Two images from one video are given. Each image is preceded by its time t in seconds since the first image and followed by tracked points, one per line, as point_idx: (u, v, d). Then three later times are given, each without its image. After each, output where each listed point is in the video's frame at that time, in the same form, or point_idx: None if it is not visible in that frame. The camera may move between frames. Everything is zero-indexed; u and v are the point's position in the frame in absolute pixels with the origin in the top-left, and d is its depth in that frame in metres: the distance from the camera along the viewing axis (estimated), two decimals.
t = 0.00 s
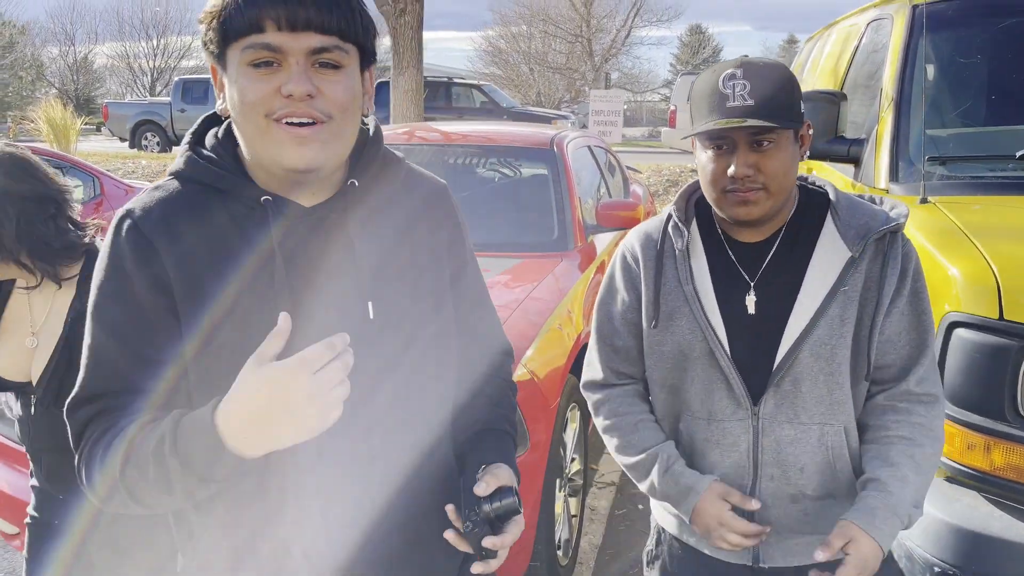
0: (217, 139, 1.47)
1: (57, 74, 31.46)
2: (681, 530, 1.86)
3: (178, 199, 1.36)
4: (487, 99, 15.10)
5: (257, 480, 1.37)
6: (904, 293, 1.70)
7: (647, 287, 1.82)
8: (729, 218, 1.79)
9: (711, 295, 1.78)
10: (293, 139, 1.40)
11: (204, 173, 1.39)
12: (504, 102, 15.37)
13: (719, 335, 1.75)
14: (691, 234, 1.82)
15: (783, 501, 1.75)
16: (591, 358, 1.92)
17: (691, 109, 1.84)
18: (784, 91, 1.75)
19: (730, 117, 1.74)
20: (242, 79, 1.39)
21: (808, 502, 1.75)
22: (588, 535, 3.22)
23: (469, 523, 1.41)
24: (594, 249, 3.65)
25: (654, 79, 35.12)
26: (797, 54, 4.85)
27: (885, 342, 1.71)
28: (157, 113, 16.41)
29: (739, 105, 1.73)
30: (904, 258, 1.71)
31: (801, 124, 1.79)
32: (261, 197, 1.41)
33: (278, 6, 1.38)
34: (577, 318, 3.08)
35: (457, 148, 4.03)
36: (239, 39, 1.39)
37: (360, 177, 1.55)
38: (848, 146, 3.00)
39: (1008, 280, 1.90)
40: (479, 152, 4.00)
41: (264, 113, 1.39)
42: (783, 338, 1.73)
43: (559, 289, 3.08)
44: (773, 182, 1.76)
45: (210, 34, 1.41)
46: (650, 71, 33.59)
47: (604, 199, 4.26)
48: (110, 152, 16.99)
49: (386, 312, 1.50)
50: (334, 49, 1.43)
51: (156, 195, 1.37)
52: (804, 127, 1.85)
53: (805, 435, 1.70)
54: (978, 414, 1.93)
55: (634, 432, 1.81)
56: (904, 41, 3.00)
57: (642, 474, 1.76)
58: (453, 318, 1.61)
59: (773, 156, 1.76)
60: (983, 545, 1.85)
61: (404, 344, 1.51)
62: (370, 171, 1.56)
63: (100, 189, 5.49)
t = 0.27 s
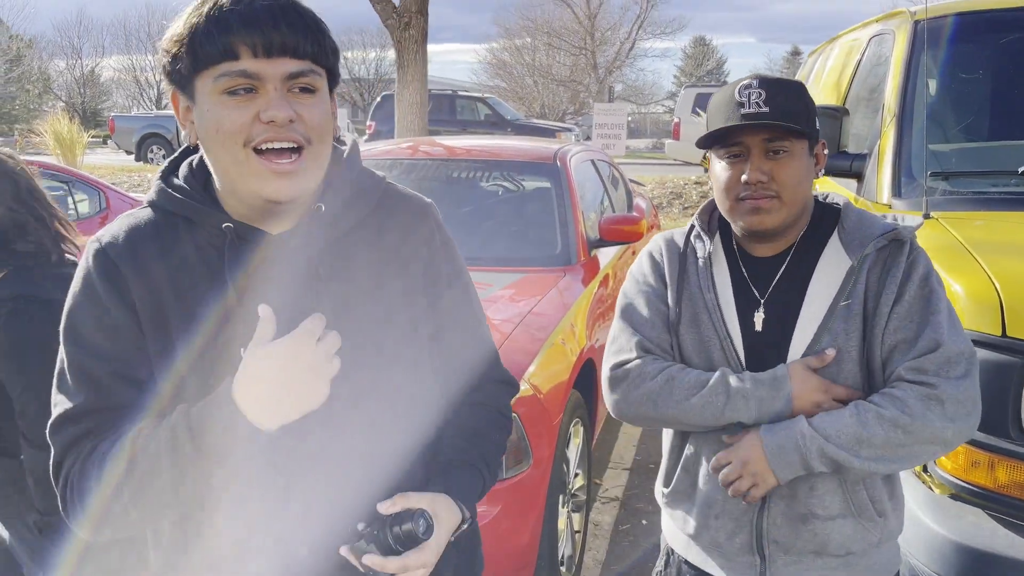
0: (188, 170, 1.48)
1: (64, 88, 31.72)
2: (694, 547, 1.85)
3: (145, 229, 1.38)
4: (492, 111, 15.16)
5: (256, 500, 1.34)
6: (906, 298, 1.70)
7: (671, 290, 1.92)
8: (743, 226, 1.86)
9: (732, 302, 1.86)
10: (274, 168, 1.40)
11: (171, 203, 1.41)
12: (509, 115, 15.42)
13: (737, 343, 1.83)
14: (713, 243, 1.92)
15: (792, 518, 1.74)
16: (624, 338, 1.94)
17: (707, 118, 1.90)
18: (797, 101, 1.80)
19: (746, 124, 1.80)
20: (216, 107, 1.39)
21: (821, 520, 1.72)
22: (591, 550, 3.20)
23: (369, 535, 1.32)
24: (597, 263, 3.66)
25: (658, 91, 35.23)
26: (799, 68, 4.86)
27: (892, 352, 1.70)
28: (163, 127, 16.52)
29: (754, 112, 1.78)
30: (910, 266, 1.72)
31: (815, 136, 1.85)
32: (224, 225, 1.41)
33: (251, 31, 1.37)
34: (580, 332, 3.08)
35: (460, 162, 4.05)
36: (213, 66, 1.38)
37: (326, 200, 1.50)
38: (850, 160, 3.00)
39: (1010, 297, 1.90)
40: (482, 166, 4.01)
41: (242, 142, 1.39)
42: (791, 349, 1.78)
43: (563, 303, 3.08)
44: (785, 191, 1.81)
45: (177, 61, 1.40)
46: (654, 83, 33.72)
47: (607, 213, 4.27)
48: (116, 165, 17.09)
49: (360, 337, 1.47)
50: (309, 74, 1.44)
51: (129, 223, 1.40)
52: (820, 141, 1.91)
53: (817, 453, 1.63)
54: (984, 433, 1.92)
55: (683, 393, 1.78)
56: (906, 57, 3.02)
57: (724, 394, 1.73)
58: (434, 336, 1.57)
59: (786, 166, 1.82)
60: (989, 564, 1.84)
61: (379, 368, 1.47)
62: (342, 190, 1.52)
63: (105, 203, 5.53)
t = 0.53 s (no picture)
0: (178, 192, 1.51)
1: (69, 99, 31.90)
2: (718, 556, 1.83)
3: (135, 252, 1.42)
4: (494, 123, 15.21)
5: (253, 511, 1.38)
6: (919, 309, 1.71)
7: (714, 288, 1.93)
8: (781, 237, 1.85)
9: (770, 303, 1.87)
10: (249, 184, 1.40)
11: (160, 227, 1.43)
12: (511, 126, 15.47)
13: (773, 345, 1.83)
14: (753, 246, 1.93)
15: (829, 522, 1.72)
16: (668, 318, 1.92)
17: (748, 129, 1.91)
18: (842, 116, 1.82)
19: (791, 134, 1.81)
20: (199, 124, 1.42)
21: (858, 522, 1.70)
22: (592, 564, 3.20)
23: None
24: (598, 276, 3.66)
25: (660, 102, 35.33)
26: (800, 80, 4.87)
27: (891, 363, 1.71)
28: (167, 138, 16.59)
29: (800, 123, 1.79)
30: (937, 271, 1.73)
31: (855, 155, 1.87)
32: (209, 245, 1.42)
33: (231, 51, 1.40)
34: (581, 345, 3.07)
35: (462, 174, 4.06)
36: (196, 87, 1.42)
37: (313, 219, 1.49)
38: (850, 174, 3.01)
39: (1011, 313, 1.90)
40: (483, 178, 4.02)
41: (223, 159, 1.41)
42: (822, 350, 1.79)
43: (564, 316, 3.08)
44: (828, 206, 1.82)
45: (164, 82, 1.45)
46: (656, 95, 33.83)
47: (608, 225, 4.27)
48: (120, 176, 17.17)
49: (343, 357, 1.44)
50: (291, 92, 1.45)
51: (118, 247, 1.44)
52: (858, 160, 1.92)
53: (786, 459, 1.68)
54: (984, 447, 1.91)
55: (729, 381, 1.76)
56: (905, 70, 3.02)
57: (775, 385, 1.72)
58: (425, 357, 1.52)
59: (830, 180, 1.83)
60: None
61: (364, 388, 1.44)
62: (330, 205, 1.49)
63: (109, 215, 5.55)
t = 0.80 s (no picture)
0: (177, 200, 1.53)
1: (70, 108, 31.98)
2: (732, 563, 1.82)
3: (132, 266, 1.42)
4: (494, 132, 15.23)
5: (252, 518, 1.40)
6: (950, 326, 1.70)
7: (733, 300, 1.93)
8: (805, 239, 1.84)
9: (792, 312, 1.86)
10: (248, 201, 1.43)
11: (154, 239, 1.43)
12: (510, 135, 15.48)
13: (795, 355, 1.82)
14: (775, 254, 1.92)
15: (849, 528, 1.69)
16: (684, 334, 1.91)
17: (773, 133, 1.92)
18: (867, 122, 1.82)
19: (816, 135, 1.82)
20: (201, 138, 1.43)
21: (878, 528, 1.68)
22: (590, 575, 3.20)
23: None
24: (597, 285, 3.66)
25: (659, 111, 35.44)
26: (799, 90, 4.89)
27: (916, 377, 1.70)
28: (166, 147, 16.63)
29: (825, 125, 1.80)
30: (965, 288, 1.73)
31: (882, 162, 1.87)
32: (210, 259, 1.42)
33: (238, 67, 1.40)
34: (579, 354, 3.07)
35: (460, 184, 4.06)
36: (199, 99, 1.42)
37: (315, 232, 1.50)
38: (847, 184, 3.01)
39: (1009, 324, 1.90)
40: (481, 188, 4.02)
41: (222, 175, 1.43)
42: (847, 354, 1.78)
43: (563, 325, 3.08)
44: (854, 208, 1.81)
45: (168, 92, 1.45)
46: (655, 104, 33.92)
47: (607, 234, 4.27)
48: (119, 185, 17.19)
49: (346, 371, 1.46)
50: (295, 109, 1.45)
51: (111, 258, 1.45)
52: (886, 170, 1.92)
53: (800, 467, 1.69)
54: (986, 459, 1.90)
55: (751, 394, 1.74)
56: (903, 80, 3.02)
57: (798, 393, 1.69)
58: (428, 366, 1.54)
59: (856, 182, 1.83)
60: None
61: (364, 404, 1.46)
62: (335, 219, 1.51)
63: (107, 224, 5.56)
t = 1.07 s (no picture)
0: (190, 203, 1.50)
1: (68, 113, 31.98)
2: None
3: (147, 263, 1.40)
4: (492, 137, 15.25)
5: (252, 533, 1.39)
6: (970, 354, 1.67)
7: (732, 314, 1.92)
8: (805, 243, 1.84)
9: (794, 326, 1.85)
10: (265, 203, 1.44)
11: (167, 236, 1.42)
12: (508, 141, 15.49)
13: (797, 369, 1.82)
14: (776, 267, 1.92)
15: (860, 549, 1.68)
16: (683, 352, 1.91)
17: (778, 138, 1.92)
18: (874, 127, 1.81)
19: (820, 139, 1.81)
20: (217, 142, 1.44)
21: (888, 549, 1.67)
22: None
23: None
24: (594, 292, 3.65)
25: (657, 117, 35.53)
26: (795, 96, 4.90)
27: (935, 404, 1.68)
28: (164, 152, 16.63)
29: (829, 129, 1.79)
30: (979, 316, 1.70)
31: (888, 169, 1.85)
32: (230, 261, 1.43)
33: (253, 73, 1.42)
34: (577, 361, 3.06)
35: (458, 191, 4.06)
36: (215, 104, 1.43)
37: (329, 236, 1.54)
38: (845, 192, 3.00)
39: (1005, 331, 1.90)
40: (479, 195, 4.02)
41: (239, 178, 1.44)
42: (854, 377, 1.76)
43: (560, 332, 3.07)
44: (854, 213, 1.81)
45: (183, 97, 1.46)
46: (653, 110, 34.01)
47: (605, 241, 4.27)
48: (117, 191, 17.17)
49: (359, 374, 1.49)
50: (310, 115, 1.48)
51: (127, 262, 1.40)
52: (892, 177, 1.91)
53: (812, 491, 1.68)
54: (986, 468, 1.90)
55: (753, 414, 1.74)
56: (899, 87, 3.02)
57: (801, 416, 1.68)
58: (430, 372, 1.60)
59: (857, 187, 1.82)
60: None
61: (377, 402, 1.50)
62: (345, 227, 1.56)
63: (105, 229, 5.54)
